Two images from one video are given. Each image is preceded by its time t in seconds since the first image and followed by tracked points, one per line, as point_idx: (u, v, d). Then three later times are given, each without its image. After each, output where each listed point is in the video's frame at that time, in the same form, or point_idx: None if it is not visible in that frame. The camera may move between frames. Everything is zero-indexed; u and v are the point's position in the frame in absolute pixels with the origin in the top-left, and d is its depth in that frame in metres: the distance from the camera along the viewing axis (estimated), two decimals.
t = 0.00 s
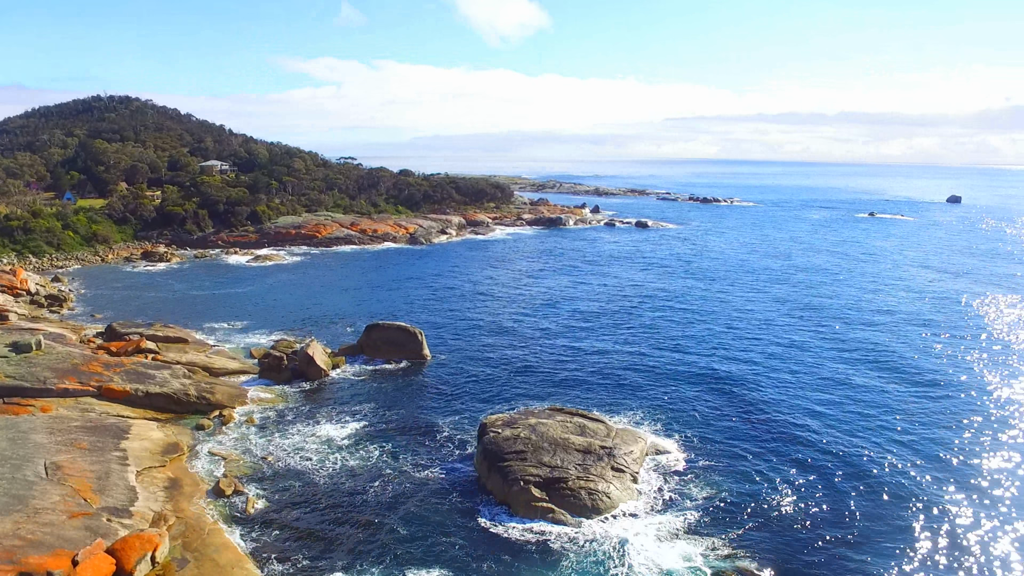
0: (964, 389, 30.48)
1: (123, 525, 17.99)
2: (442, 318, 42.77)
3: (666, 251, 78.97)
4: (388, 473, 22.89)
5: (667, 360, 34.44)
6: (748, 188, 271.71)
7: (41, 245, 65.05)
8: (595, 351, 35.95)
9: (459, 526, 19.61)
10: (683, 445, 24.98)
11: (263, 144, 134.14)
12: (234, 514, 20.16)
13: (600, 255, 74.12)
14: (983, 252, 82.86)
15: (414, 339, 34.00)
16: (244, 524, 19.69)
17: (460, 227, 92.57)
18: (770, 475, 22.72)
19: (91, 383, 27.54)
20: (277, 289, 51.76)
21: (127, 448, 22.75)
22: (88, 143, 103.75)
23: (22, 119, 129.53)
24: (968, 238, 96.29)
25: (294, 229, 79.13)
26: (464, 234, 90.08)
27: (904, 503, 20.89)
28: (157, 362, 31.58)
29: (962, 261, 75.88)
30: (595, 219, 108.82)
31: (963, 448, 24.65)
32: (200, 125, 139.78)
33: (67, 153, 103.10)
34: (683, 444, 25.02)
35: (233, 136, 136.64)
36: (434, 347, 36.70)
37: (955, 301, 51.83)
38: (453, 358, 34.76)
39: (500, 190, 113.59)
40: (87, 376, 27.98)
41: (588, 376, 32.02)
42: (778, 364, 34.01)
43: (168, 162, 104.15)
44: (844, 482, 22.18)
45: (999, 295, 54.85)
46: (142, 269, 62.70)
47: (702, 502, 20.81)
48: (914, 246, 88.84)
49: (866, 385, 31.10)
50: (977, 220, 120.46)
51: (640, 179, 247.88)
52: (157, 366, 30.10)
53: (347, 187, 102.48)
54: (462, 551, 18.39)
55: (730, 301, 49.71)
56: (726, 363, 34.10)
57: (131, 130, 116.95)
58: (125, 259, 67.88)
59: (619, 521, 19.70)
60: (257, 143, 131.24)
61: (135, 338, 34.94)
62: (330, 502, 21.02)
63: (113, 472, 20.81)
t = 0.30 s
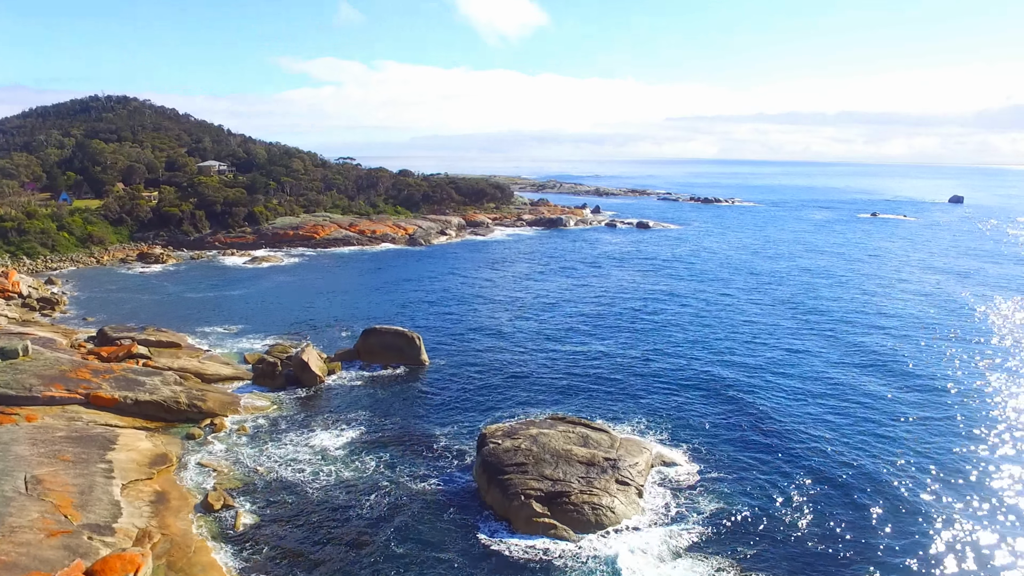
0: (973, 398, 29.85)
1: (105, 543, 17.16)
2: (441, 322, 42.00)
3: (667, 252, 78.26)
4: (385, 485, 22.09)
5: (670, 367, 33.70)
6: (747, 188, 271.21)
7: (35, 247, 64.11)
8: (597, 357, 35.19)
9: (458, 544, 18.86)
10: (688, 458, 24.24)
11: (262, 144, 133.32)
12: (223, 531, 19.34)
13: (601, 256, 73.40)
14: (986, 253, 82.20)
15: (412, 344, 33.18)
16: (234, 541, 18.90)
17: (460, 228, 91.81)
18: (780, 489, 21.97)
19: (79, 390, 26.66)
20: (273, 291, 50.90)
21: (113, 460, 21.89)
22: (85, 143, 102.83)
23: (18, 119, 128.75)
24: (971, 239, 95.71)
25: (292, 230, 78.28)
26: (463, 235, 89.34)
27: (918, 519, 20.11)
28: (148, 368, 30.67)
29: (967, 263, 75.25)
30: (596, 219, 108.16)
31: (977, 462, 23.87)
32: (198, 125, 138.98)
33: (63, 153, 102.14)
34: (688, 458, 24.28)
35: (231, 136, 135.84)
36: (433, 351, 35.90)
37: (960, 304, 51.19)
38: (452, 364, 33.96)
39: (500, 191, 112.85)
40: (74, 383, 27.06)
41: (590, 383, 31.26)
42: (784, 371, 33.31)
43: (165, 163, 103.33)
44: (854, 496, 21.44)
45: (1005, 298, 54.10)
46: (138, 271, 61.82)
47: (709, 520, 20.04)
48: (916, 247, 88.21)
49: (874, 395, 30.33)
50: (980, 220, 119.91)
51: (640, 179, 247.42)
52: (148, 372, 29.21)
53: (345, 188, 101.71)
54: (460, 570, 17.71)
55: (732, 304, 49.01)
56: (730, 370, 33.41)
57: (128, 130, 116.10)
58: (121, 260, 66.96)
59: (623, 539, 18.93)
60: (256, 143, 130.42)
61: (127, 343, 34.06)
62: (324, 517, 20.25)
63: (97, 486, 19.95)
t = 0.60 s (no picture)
0: (991, 408, 28.96)
1: (89, 562, 16.33)
2: (444, 325, 41.15)
3: (674, 253, 77.28)
4: (384, 498, 21.23)
5: (678, 374, 32.79)
6: (752, 188, 269.57)
7: (35, 248, 63.47)
8: (603, 363, 34.29)
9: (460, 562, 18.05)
10: (699, 471, 23.35)
11: (265, 144, 132.73)
12: (215, 548, 18.52)
13: (606, 257, 72.48)
14: (998, 255, 81.03)
15: (414, 349, 32.31)
16: (227, 559, 18.09)
17: (464, 228, 90.93)
18: (794, 508, 21.13)
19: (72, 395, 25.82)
20: (273, 293, 50.09)
21: (103, 471, 21.04)
22: (86, 143, 102.30)
23: (20, 119, 128.46)
24: (981, 241, 94.47)
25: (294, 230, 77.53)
26: (467, 236, 88.49)
27: (937, 546, 19.23)
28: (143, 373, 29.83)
29: (978, 265, 74.12)
30: (601, 219, 107.15)
31: (997, 479, 22.96)
32: (200, 125, 138.46)
33: (64, 152, 101.61)
34: (699, 470, 23.39)
35: (233, 136, 135.24)
36: (436, 356, 35.05)
37: (973, 308, 50.20)
38: (455, 369, 33.10)
39: (504, 191, 111.97)
40: (66, 388, 26.19)
41: (597, 391, 30.37)
42: (796, 378, 32.37)
43: (167, 163, 102.80)
44: (869, 519, 20.57)
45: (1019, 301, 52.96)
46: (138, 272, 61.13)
47: (721, 541, 19.19)
48: (926, 249, 87.02)
49: (889, 404, 29.44)
50: (989, 221, 118.55)
51: (644, 179, 246.16)
52: (142, 377, 28.34)
53: (348, 188, 100.98)
54: None
55: (740, 308, 48.05)
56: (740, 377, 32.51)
57: (130, 130, 115.61)
58: (121, 262, 66.29)
59: (632, 558, 18.05)
60: (258, 143, 129.80)
61: (123, 347, 33.25)
62: (320, 533, 19.41)
63: (85, 500, 19.11)
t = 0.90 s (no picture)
0: None
1: None
2: (458, 329, 40.29)
3: (693, 255, 75.75)
4: (394, 511, 20.35)
5: (700, 382, 31.54)
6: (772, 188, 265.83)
7: (51, 248, 63.74)
8: (621, 370, 33.14)
9: None
10: (725, 486, 22.12)
11: (281, 144, 133.06)
12: (218, 563, 17.76)
13: (624, 259, 71.21)
14: None
15: (427, 354, 31.48)
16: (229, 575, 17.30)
17: (480, 229, 90.11)
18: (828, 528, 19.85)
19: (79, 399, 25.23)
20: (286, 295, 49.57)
21: (106, 480, 20.38)
22: (105, 143, 103.11)
23: (41, 119, 130.10)
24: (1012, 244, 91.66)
25: (310, 231, 77.25)
26: (483, 236, 87.69)
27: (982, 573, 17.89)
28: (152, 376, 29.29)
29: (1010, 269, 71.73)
30: (619, 220, 105.76)
31: None
32: (217, 125, 139.22)
33: (83, 152, 102.52)
34: (725, 485, 22.16)
35: (250, 136, 135.75)
36: (450, 361, 34.20)
37: (1006, 314, 48.30)
38: (470, 375, 32.21)
39: (521, 191, 111.03)
40: (74, 391, 25.64)
41: (615, 400, 29.27)
42: (823, 387, 30.97)
43: (185, 163, 103.30)
44: (906, 543, 19.25)
45: None
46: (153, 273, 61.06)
47: (750, 564, 17.97)
48: (955, 252, 84.52)
49: (923, 416, 27.98)
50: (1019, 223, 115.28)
51: (662, 179, 243.68)
52: (150, 381, 27.79)
53: (364, 188, 100.73)
54: None
55: (763, 313, 46.60)
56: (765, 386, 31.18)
57: (148, 130, 116.47)
58: (136, 262, 66.38)
59: None
60: (275, 143, 130.14)
61: (133, 350, 32.78)
62: (327, 548, 18.57)
63: (86, 511, 18.46)
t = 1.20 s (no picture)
0: None
1: None
2: (479, 332, 39.35)
3: (720, 257, 73.88)
4: (408, 525, 19.43)
5: (729, 391, 30.13)
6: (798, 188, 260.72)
7: (75, 247, 64.32)
8: (646, 377, 31.86)
9: None
10: (759, 503, 20.77)
11: (304, 143, 133.58)
12: None
13: (648, 261, 69.68)
14: None
15: (447, 359, 30.58)
16: None
17: (502, 229, 89.09)
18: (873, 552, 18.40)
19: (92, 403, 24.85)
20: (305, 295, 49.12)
21: (114, 488, 19.78)
22: (130, 143, 104.38)
23: (69, 120, 132.34)
24: None
25: (331, 230, 77.03)
26: (504, 237, 86.73)
27: None
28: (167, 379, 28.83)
29: None
30: (642, 221, 103.97)
31: None
32: (241, 125, 140.33)
33: (109, 152, 103.91)
34: (759, 502, 20.81)
35: (272, 136, 136.53)
36: (470, 366, 33.26)
37: None
38: (490, 380, 31.23)
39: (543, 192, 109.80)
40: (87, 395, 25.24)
41: (640, 409, 28.04)
42: (860, 398, 29.35)
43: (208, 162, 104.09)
44: (959, 569, 17.74)
45: None
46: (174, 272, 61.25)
47: None
48: (994, 255, 81.30)
49: (969, 429, 26.26)
50: None
51: (686, 180, 240.45)
52: (165, 384, 27.31)
53: (386, 188, 100.44)
54: None
55: (793, 318, 44.88)
56: (797, 395, 29.69)
57: (173, 130, 117.70)
58: (158, 261, 66.72)
59: None
60: (297, 143, 130.70)
61: (150, 351, 32.44)
62: (338, 563, 17.71)
63: (92, 521, 17.83)
